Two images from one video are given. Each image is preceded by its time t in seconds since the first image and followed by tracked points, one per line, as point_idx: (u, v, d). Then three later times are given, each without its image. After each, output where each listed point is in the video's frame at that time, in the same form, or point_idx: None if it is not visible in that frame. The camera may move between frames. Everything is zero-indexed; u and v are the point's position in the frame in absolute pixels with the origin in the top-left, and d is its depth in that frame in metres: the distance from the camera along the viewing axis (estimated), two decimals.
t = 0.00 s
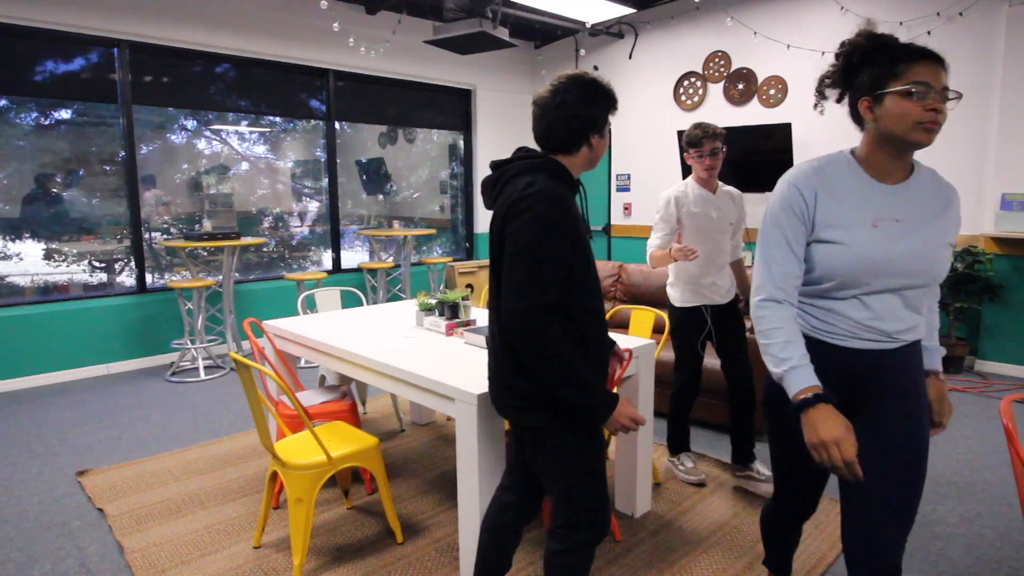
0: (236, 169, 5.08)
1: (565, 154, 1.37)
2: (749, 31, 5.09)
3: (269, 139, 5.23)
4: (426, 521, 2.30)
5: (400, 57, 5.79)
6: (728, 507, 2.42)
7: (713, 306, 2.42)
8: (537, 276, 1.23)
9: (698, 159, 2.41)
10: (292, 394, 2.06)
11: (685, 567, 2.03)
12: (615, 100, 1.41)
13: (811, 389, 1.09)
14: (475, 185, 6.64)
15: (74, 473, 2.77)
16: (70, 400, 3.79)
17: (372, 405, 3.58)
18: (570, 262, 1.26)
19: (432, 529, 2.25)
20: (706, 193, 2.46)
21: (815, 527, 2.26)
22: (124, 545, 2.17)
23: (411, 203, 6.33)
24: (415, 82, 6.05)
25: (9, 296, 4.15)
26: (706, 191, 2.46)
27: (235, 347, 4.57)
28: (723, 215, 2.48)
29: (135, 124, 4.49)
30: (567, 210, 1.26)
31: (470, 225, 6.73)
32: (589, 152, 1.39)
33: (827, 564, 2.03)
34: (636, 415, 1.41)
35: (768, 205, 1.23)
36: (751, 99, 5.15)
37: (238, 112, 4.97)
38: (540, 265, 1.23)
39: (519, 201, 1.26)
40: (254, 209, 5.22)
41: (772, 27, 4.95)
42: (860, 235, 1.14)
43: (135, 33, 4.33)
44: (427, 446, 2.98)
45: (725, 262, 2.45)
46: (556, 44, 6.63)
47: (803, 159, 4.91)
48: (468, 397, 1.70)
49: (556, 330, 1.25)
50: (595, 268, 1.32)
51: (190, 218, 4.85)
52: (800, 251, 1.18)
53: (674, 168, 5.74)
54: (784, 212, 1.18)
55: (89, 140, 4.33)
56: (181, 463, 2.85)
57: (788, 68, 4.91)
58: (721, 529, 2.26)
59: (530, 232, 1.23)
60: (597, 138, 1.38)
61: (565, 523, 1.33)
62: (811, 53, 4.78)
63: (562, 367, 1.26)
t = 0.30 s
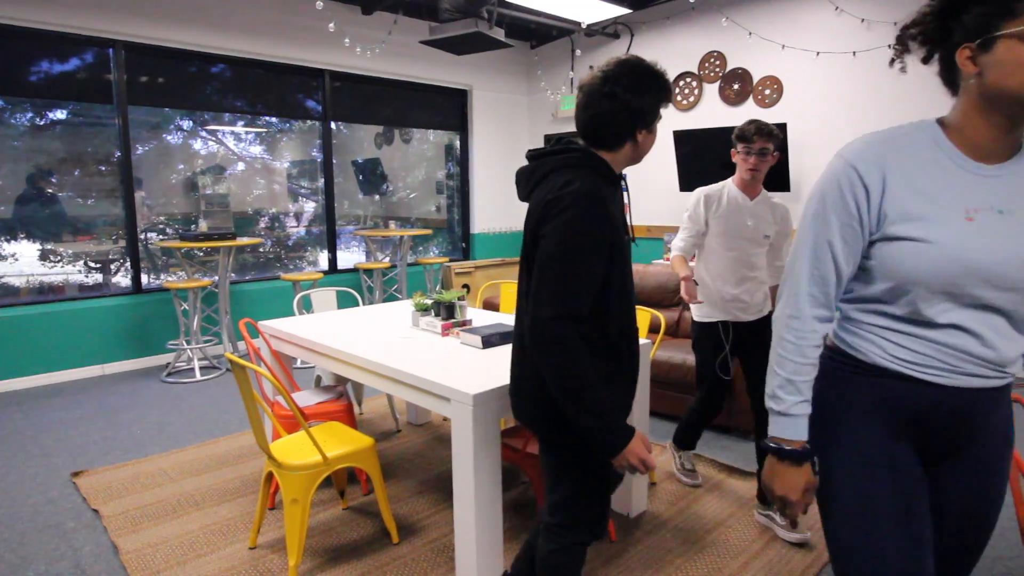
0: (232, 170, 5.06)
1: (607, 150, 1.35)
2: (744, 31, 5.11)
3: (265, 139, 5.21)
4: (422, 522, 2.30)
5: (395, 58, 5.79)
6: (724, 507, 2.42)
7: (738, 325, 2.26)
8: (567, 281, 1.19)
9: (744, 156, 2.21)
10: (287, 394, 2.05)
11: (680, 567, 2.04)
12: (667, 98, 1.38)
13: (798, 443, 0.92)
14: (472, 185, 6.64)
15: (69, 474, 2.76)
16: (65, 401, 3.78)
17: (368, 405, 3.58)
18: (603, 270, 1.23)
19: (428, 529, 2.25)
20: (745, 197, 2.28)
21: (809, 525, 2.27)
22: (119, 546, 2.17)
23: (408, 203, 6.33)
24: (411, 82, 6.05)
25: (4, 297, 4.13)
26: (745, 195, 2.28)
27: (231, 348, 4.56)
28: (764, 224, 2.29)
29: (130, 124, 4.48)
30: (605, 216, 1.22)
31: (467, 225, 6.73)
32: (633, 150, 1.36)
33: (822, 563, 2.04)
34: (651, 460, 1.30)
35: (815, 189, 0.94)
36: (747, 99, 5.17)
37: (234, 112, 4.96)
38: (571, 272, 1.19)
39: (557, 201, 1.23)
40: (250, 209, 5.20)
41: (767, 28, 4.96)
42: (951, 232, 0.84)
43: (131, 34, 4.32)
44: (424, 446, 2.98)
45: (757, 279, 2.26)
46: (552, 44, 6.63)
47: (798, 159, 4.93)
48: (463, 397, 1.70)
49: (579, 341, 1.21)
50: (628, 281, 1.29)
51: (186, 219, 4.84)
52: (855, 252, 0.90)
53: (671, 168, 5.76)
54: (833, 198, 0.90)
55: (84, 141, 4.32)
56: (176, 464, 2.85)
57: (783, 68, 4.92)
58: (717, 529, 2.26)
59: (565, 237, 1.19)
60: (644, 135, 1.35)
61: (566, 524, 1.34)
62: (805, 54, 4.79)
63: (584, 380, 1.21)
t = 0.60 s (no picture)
0: (229, 176, 5.05)
1: (645, 157, 1.29)
2: (739, 36, 5.13)
3: (263, 145, 5.20)
4: (419, 528, 2.30)
5: (392, 64, 5.81)
6: (722, 511, 2.42)
7: (771, 333, 2.06)
8: (589, 285, 1.15)
9: (762, 147, 2.06)
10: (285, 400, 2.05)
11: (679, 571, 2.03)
12: (715, 105, 1.29)
13: (814, 564, 0.71)
14: (469, 189, 6.64)
15: (64, 482, 2.75)
16: (62, 409, 3.76)
17: (365, 411, 3.57)
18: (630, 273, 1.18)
19: (426, 535, 2.25)
20: (770, 192, 2.11)
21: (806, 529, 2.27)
22: (116, 553, 2.16)
23: (406, 208, 6.33)
24: (408, 88, 6.06)
25: None
26: (769, 189, 2.10)
27: (228, 354, 4.55)
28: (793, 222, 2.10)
29: (127, 130, 4.48)
30: (632, 219, 1.18)
31: (464, 230, 6.73)
32: (672, 160, 1.29)
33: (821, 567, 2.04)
34: (681, 464, 1.24)
35: (920, 219, 0.66)
36: (742, 103, 5.19)
37: (231, 117, 4.97)
38: (593, 275, 1.15)
39: (582, 203, 1.20)
40: (248, 215, 5.19)
41: (763, 33, 4.99)
42: None
43: (127, 40, 4.33)
44: (421, 452, 2.97)
45: (788, 279, 2.07)
46: (549, 50, 6.65)
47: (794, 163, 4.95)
48: (461, 402, 1.70)
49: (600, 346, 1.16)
50: (656, 288, 1.24)
51: (183, 225, 4.84)
52: (980, 320, 0.61)
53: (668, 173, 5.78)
54: (949, 239, 0.62)
55: (81, 147, 4.32)
56: (173, 471, 2.84)
57: (779, 72, 4.94)
58: (715, 533, 2.26)
59: (588, 239, 1.16)
60: (684, 144, 1.28)
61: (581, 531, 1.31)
62: (800, 58, 4.81)
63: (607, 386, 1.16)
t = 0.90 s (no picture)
0: (219, 175, 5.02)
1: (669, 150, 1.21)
2: (730, 40, 5.16)
3: (253, 145, 5.17)
4: (409, 530, 2.29)
5: (384, 65, 5.80)
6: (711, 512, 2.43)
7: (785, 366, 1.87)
8: (583, 259, 1.10)
9: (764, 152, 1.86)
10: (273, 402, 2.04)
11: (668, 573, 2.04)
12: (742, 81, 1.15)
13: None
14: (460, 191, 6.64)
15: (49, 484, 2.72)
16: (48, 410, 3.72)
17: (355, 412, 3.56)
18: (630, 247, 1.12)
19: (415, 537, 2.24)
20: (775, 203, 1.90)
21: (793, 532, 2.28)
22: (101, 557, 2.14)
23: (397, 210, 6.32)
24: (399, 89, 6.05)
25: None
26: (774, 201, 1.89)
27: (216, 355, 4.52)
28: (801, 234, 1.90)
29: (116, 129, 4.45)
30: (631, 196, 1.12)
31: (456, 231, 6.73)
32: (690, 147, 1.18)
33: (809, 568, 2.05)
34: (688, 419, 1.05)
35: None
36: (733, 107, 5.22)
37: (221, 117, 4.94)
38: (587, 251, 1.11)
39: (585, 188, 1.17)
40: (238, 215, 5.16)
41: (753, 37, 5.02)
42: None
43: (116, 38, 4.29)
44: (411, 454, 2.96)
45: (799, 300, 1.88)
46: (541, 52, 6.66)
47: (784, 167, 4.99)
48: (450, 404, 1.70)
49: (596, 321, 1.10)
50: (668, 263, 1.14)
51: (172, 225, 4.80)
52: None
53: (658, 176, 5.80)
54: None
55: (69, 146, 4.28)
56: (160, 472, 2.82)
57: (769, 76, 4.97)
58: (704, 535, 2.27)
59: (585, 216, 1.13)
60: (700, 128, 1.15)
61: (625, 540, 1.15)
62: (790, 63, 4.84)
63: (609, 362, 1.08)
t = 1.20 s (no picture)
0: (214, 176, 5.00)
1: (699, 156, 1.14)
2: (725, 42, 5.18)
3: (248, 145, 5.16)
4: (404, 532, 2.28)
5: (380, 66, 5.79)
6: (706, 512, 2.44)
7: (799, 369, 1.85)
8: (587, 281, 1.10)
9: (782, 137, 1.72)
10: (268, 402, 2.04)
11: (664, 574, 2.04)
12: (770, 75, 1.07)
13: None
14: (455, 192, 6.64)
15: (43, 485, 2.72)
16: (42, 411, 3.71)
17: (351, 413, 3.56)
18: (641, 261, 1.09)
19: (411, 538, 2.24)
20: (786, 195, 1.82)
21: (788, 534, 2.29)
22: (95, 557, 2.13)
23: (392, 210, 6.32)
24: (395, 89, 6.04)
25: None
26: (786, 193, 1.82)
27: (211, 356, 4.51)
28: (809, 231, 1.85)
29: (110, 129, 4.43)
30: (639, 213, 1.09)
31: (451, 232, 6.73)
32: (716, 152, 1.11)
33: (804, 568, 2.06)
34: (689, 450, 0.97)
35: None
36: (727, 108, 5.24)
37: (216, 117, 4.93)
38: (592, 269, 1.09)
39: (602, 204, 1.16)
40: (233, 215, 5.14)
41: (748, 39, 5.04)
42: None
43: (110, 38, 4.28)
44: (406, 454, 2.96)
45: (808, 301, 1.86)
46: (537, 53, 6.66)
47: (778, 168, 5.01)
48: (445, 404, 1.70)
49: (599, 341, 1.08)
50: (686, 275, 1.08)
51: (166, 225, 4.79)
52: None
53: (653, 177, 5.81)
54: None
55: (63, 146, 4.27)
56: (155, 473, 2.81)
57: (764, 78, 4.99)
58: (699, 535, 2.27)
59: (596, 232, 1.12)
60: (724, 130, 1.08)
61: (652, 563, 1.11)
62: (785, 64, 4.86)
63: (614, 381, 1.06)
